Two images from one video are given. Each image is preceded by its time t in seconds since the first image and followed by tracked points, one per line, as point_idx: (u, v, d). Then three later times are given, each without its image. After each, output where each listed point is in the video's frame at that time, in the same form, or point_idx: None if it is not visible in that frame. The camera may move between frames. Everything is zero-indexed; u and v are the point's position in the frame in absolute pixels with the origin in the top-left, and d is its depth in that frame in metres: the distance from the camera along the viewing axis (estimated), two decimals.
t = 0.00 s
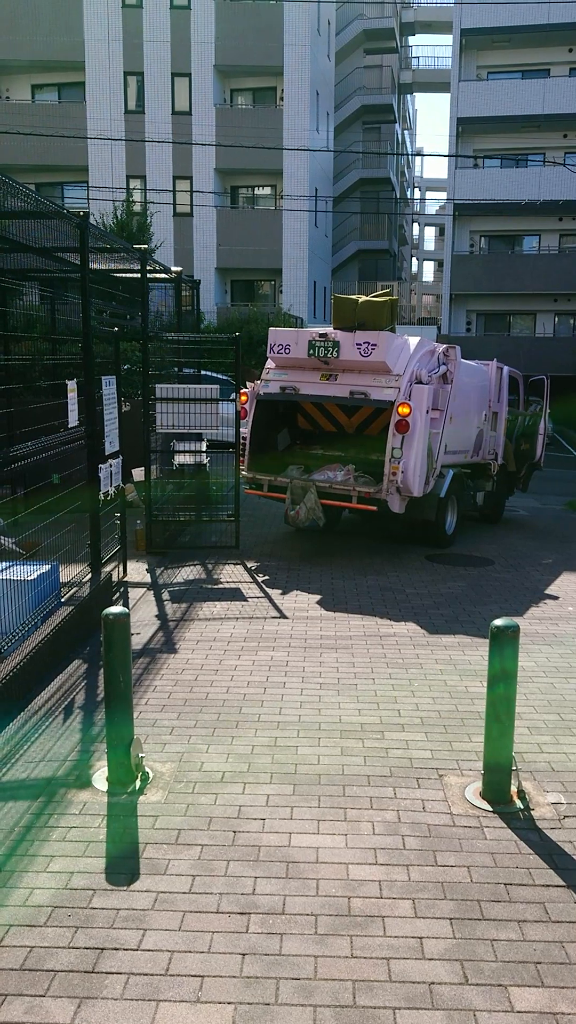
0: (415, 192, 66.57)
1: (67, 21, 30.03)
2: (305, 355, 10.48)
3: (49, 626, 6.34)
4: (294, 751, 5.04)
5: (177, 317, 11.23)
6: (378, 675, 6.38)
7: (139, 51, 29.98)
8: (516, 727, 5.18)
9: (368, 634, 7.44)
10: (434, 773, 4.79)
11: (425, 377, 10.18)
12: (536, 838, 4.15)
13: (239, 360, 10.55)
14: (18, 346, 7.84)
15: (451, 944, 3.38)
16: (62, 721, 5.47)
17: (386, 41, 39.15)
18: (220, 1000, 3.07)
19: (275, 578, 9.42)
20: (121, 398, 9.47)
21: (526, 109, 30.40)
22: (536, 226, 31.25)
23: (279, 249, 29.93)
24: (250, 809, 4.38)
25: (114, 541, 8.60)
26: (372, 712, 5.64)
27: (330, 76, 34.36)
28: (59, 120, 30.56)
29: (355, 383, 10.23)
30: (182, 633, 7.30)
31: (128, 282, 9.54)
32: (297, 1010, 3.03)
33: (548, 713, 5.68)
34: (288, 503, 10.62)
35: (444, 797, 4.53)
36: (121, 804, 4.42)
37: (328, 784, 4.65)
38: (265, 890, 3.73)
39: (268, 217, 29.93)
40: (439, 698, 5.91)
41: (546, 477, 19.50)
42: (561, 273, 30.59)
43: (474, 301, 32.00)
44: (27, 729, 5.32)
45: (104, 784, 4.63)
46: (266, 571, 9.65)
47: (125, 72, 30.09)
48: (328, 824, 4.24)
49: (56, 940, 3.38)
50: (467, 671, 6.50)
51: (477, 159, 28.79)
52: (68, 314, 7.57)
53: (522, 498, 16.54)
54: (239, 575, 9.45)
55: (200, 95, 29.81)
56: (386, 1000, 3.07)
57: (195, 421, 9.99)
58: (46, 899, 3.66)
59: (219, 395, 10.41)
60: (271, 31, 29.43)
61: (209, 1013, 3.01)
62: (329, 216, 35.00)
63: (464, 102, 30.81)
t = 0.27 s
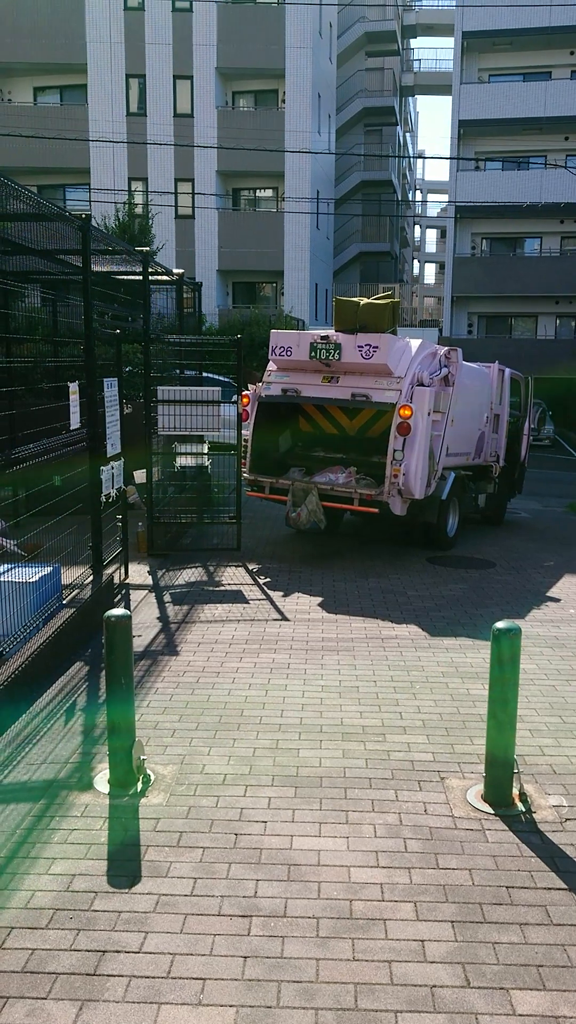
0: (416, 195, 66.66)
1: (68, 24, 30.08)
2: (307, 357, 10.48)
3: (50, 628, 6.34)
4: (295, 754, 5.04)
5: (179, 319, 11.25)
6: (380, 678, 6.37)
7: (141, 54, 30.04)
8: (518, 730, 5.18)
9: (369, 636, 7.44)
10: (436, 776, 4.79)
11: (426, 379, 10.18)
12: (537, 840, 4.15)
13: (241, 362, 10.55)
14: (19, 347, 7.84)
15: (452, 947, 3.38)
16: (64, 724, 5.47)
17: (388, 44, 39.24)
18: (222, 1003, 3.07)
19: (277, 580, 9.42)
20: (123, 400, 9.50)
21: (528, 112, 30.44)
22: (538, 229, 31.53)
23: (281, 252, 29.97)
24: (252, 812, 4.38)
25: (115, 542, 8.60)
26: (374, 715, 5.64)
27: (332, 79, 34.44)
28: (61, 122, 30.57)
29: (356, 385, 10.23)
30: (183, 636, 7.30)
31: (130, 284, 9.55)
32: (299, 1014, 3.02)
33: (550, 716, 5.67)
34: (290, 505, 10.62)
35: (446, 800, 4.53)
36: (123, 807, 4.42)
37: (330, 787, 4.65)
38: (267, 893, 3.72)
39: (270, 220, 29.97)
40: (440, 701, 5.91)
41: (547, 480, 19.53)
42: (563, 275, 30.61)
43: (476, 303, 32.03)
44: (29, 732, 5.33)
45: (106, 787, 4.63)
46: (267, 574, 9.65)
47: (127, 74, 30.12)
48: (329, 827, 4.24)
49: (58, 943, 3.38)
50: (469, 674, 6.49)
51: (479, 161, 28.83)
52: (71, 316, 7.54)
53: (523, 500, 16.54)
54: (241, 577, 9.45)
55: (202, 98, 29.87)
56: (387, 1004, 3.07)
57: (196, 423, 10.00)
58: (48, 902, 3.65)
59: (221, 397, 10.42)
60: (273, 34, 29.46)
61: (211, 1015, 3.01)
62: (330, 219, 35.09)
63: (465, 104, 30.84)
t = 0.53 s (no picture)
0: (418, 197, 66.67)
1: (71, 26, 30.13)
2: (308, 359, 10.49)
3: (52, 629, 6.35)
4: (296, 756, 5.03)
5: (181, 321, 11.26)
6: (381, 680, 6.36)
7: (143, 56, 30.08)
8: (519, 732, 5.18)
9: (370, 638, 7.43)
10: (437, 778, 4.79)
11: (428, 381, 10.18)
12: (539, 843, 4.15)
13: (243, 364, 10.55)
14: (22, 350, 7.86)
15: (454, 950, 3.37)
16: (65, 726, 5.47)
17: (390, 46, 39.28)
18: (223, 1005, 3.07)
19: (278, 582, 9.40)
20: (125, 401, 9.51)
21: (530, 114, 30.44)
22: (540, 231, 31.57)
23: (283, 253, 29.96)
24: (253, 814, 4.37)
25: (117, 544, 8.59)
26: (375, 716, 5.64)
27: (334, 81, 34.47)
28: (63, 123, 30.63)
29: (358, 387, 10.24)
30: (184, 637, 7.30)
31: (132, 286, 9.56)
32: (300, 1016, 3.02)
33: (551, 719, 5.66)
34: (291, 507, 10.60)
35: (446, 802, 4.52)
36: (124, 809, 4.42)
37: (331, 789, 4.65)
38: (267, 895, 3.72)
39: (272, 221, 29.99)
40: (442, 703, 5.90)
41: (548, 482, 19.53)
42: (565, 277, 30.61)
43: (477, 305, 32.02)
44: (30, 733, 5.33)
45: (107, 789, 4.63)
46: (269, 576, 9.64)
47: (130, 77, 30.18)
48: (330, 830, 4.24)
49: (59, 945, 3.38)
50: (470, 676, 6.48)
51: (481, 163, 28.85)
52: (73, 318, 7.52)
53: (525, 501, 16.54)
54: (242, 579, 9.45)
55: (204, 100, 29.91)
56: (388, 1006, 3.07)
57: (198, 425, 10.01)
58: (48, 904, 3.65)
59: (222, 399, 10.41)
60: (275, 36, 29.45)
61: (211, 1017, 3.01)
62: (332, 221, 35.12)
63: (467, 106, 30.80)
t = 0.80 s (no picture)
0: (419, 199, 66.66)
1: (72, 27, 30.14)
2: (310, 361, 10.49)
3: (53, 630, 6.34)
4: (298, 758, 5.03)
5: (182, 323, 11.27)
6: (382, 681, 6.36)
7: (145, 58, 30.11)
8: (520, 733, 5.17)
9: (372, 640, 7.42)
10: (438, 779, 4.79)
11: (430, 383, 10.18)
12: (540, 845, 4.14)
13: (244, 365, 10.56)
14: (23, 351, 7.86)
15: (455, 951, 3.37)
16: (65, 727, 5.46)
17: (391, 47, 39.31)
18: (223, 1006, 3.07)
19: (280, 583, 9.40)
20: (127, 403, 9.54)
21: (531, 115, 30.44)
22: (541, 232, 31.50)
23: (284, 255, 29.95)
24: (254, 815, 4.38)
25: (118, 545, 8.58)
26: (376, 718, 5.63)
27: (335, 82, 34.49)
28: (65, 125, 30.66)
29: (360, 389, 10.26)
30: (185, 639, 7.30)
31: (134, 287, 9.56)
32: (300, 1017, 3.02)
33: (553, 720, 5.66)
34: (293, 509, 10.60)
35: (448, 803, 4.52)
36: (124, 811, 4.41)
37: (332, 791, 4.64)
38: (268, 896, 3.72)
39: (274, 223, 29.98)
40: (443, 704, 5.90)
41: (550, 483, 19.51)
42: (566, 278, 30.61)
43: (479, 307, 32.02)
44: (31, 734, 5.33)
45: (107, 790, 4.62)
46: (269, 577, 9.62)
47: (131, 79, 30.22)
48: (331, 830, 4.23)
49: (60, 947, 3.38)
50: (471, 677, 6.48)
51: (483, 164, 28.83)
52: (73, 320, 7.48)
53: (527, 502, 16.52)
54: (243, 580, 9.45)
55: (205, 101, 29.93)
56: (389, 1008, 3.07)
57: (199, 426, 10.01)
58: (48, 906, 3.64)
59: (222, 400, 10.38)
60: (276, 37, 29.46)
61: (211, 1018, 3.01)
62: (333, 222, 35.11)
63: (469, 107, 30.83)
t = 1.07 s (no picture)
0: (420, 200, 66.69)
1: (73, 28, 30.14)
2: (312, 361, 10.49)
3: (53, 631, 6.33)
4: (298, 758, 5.04)
5: (183, 324, 11.28)
6: (382, 682, 6.36)
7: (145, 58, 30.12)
8: (520, 734, 5.18)
9: (372, 640, 7.42)
10: (438, 780, 4.79)
11: (431, 384, 10.19)
12: (541, 846, 4.13)
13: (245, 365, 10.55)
14: (23, 352, 7.86)
15: (455, 952, 3.37)
16: (65, 728, 5.45)
17: (392, 48, 39.31)
18: (223, 1008, 3.06)
19: (280, 584, 9.40)
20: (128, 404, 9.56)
21: (532, 115, 30.43)
22: (541, 232, 31.31)
23: (284, 255, 29.95)
24: (254, 815, 4.38)
25: (119, 546, 8.57)
26: (377, 719, 5.62)
27: (336, 82, 34.51)
28: (65, 126, 30.68)
29: (362, 390, 10.25)
30: (185, 640, 7.29)
31: (134, 288, 9.56)
32: (300, 1019, 3.01)
33: (553, 720, 5.66)
34: (295, 509, 10.57)
35: (448, 803, 4.53)
36: (125, 812, 4.41)
37: (332, 792, 4.64)
38: (268, 897, 3.72)
39: (274, 224, 29.98)
40: (443, 705, 5.90)
41: (550, 484, 19.51)
42: (566, 279, 30.61)
43: (479, 307, 32.00)
44: (31, 735, 5.32)
45: (108, 792, 4.61)
46: (269, 578, 9.62)
47: (132, 79, 30.24)
48: (332, 831, 4.23)
49: (60, 948, 3.38)
50: (471, 679, 6.47)
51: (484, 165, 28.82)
52: (73, 320, 7.47)
53: (527, 503, 16.52)
54: (243, 581, 9.44)
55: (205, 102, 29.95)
56: (389, 1009, 3.07)
57: (200, 427, 10.02)
58: (48, 907, 3.65)
59: (223, 401, 10.37)
60: (277, 37, 29.46)
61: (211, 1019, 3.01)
62: (333, 223, 35.11)
63: (469, 107, 30.87)
